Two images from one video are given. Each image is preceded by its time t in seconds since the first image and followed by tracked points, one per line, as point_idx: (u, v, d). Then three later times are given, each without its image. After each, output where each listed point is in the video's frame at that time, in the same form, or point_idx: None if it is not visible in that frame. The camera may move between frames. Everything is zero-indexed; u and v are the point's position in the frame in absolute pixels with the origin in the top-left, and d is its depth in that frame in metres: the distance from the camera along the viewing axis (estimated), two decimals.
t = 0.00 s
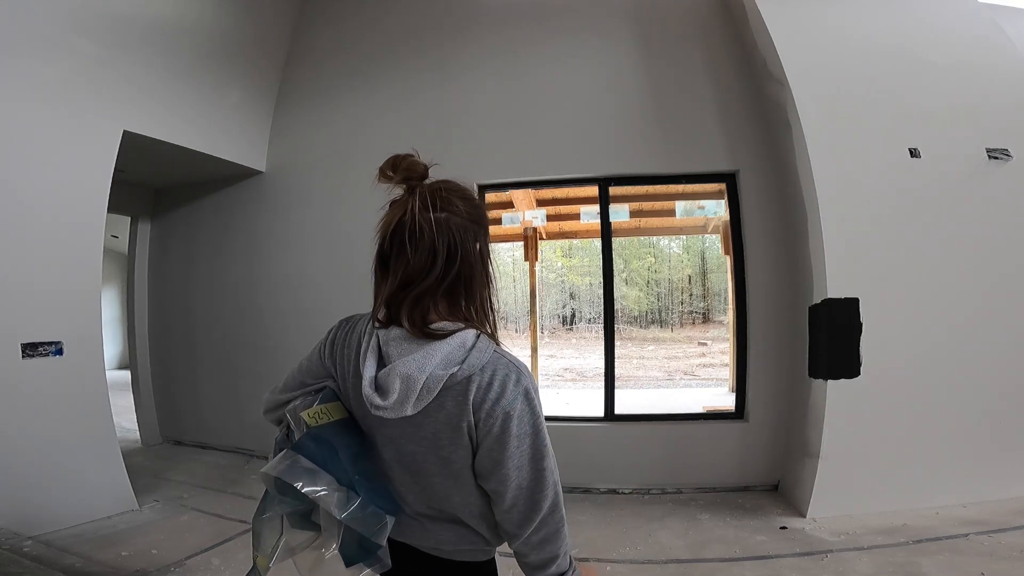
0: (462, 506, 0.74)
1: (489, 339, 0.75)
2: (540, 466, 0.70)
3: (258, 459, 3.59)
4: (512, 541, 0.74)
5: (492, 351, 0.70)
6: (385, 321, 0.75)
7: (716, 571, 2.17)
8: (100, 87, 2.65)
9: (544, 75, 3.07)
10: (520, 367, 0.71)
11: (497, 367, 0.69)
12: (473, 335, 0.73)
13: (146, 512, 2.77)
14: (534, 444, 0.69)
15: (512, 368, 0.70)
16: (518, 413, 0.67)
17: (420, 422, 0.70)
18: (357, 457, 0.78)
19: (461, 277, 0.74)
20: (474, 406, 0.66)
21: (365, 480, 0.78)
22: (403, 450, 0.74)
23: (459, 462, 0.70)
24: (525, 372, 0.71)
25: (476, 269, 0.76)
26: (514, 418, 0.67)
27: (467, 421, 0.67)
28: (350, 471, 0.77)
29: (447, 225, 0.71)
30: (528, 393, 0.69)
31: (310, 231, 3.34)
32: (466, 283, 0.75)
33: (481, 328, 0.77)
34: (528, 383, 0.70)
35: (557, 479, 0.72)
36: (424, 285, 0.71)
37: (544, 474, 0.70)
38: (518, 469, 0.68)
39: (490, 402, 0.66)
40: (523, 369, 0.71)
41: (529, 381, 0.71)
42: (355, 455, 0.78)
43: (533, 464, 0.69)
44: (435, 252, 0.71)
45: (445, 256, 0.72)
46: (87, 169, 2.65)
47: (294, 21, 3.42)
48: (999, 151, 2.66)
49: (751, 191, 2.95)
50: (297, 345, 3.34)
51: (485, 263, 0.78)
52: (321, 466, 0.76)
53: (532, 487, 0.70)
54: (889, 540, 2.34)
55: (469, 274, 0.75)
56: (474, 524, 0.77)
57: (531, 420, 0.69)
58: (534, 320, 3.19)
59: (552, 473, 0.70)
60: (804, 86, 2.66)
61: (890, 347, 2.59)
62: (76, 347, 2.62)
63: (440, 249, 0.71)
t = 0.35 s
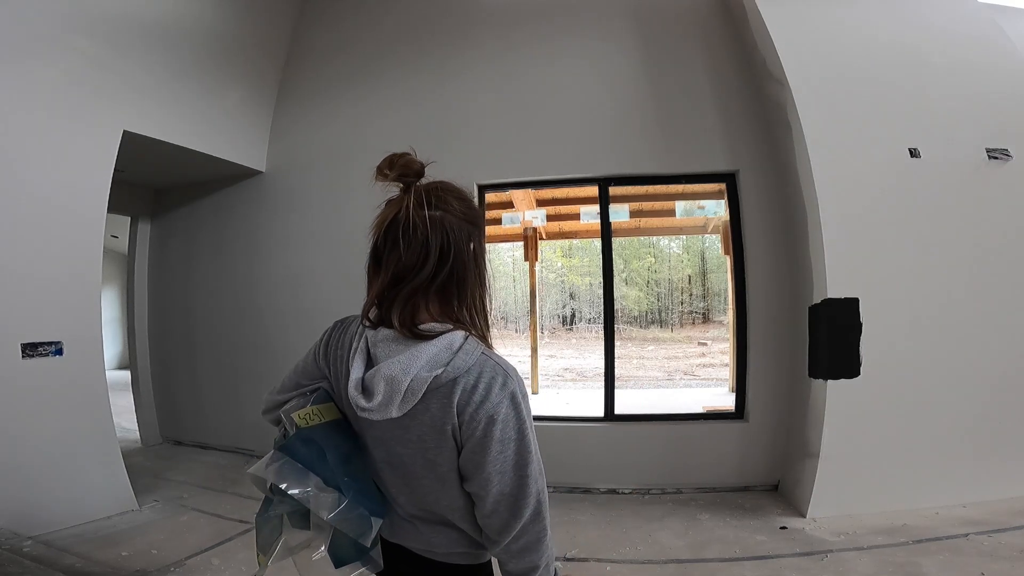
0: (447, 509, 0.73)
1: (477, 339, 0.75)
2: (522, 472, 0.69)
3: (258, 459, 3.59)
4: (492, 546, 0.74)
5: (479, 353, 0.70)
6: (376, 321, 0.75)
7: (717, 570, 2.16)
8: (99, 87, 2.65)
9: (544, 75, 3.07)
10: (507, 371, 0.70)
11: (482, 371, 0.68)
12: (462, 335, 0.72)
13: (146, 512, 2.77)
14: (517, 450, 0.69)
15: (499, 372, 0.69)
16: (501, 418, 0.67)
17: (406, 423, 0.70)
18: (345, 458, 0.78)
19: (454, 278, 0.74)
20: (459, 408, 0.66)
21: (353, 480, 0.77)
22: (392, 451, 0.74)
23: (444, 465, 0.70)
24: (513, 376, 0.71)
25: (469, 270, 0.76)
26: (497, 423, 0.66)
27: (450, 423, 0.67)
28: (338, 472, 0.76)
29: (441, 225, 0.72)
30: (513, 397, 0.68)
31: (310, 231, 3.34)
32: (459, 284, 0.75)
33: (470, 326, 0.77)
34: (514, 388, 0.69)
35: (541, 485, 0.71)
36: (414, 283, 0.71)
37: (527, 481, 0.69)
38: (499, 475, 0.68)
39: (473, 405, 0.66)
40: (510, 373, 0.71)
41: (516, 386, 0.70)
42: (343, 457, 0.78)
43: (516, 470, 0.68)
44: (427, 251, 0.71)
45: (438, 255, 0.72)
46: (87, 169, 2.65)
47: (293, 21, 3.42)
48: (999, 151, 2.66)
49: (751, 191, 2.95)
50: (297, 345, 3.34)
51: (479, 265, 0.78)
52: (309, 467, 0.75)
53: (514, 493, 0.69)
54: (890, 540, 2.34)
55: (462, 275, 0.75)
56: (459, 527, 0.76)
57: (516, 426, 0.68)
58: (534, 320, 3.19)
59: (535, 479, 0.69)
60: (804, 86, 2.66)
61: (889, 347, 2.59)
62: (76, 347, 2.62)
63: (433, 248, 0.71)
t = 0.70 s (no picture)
0: (422, 513, 0.70)
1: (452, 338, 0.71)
2: (496, 476, 0.63)
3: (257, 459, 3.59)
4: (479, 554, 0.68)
5: (448, 348, 0.66)
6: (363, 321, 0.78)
7: (716, 570, 2.17)
8: (99, 87, 2.65)
9: (544, 75, 3.07)
10: (478, 368, 0.66)
11: (448, 367, 0.64)
12: (432, 331, 0.68)
13: (146, 512, 2.77)
14: (489, 452, 0.63)
15: (466, 369, 0.65)
16: (467, 418, 0.62)
17: (373, 422, 0.68)
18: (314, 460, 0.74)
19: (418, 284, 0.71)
20: (424, 406, 0.63)
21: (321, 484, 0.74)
22: (364, 451, 0.71)
23: (413, 466, 0.67)
24: (486, 373, 0.66)
25: (436, 276, 0.71)
26: (462, 422, 0.61)
27: (414, 422, 0.64)
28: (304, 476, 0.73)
29: (399, 230, 0.70)
30: (481, 395, 0.63)
31: (310, 231, 3.34)
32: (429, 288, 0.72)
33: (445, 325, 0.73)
34: (485, 385, 0.64)
35: (521, 490, 0.65)
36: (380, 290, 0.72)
37: (502, 485, 0.63)
38: (469, 479, 0.62)
39: (438, 404, 0.62)
40: (482, 370, 0.66)
41: (488, 382, 0.65)
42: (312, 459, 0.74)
43: (489, 474, 0.63)
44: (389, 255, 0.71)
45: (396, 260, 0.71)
46: (87, 169, 2.66)
47: (294, 21, 3.42)
48: (999, 151, 2.66)
49: (751, 191, 2.95)
50: (297, 345, 3.35)
51: (452, 270, 0.72)
52: (275, 464, 0.73)
53: (491, 498, 0.63)
54: (889, 540, 2.34)
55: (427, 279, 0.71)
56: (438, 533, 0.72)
57: (486, 426, 0.63)
58: (534, 320, 3.19)
59: (510, 483, 0.63)
60: (803, 86, 2.66)
61: (889, 347, 2.59)
62: (76, 347, 2.63)
63: (392, 252, 0.71)
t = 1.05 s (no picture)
0: (367, 519, 0.68)
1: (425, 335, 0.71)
2: (427, 490, 0.58)
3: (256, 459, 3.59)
4: None
5: (403, 350, 0.63)
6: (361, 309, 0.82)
7: (717, 570, 2.17)
8: (99, 87, 2.65)
9: (544, 75, 3.07)
10: (428, 373, 0.62)
11: (393, 368, 0.62)
12: (394, 328, 0.67)
13: (146, 513, 2.77)
14: (424, 464, 0.59)
15: (412, 372, 0.61)
16: (400, 423, 0.58)
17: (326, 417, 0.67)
18: (276, 455, 0.77)
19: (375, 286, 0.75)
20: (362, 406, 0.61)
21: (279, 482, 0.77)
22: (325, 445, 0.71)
23: (356, 468, 0.64)
24: (436, 379, 0.62)
25: (389, 282, 0.74)
26: (393, 427, 0.58)
27: (352, 422, 0.62)
28: (265, 472, 0.77)
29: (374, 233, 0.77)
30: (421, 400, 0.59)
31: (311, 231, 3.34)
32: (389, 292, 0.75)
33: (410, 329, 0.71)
34: (430, 391, 0.60)
35: (454, 510, 0.59)
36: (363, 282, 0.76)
37: (432, 501, 0.59)
38: (399, 489, 0.59)
39: (377, 404, 0.60)
40: (432, 375, 0.62)
41: (437, 389, 0.61)
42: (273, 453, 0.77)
43: (419, 487, 0.59)
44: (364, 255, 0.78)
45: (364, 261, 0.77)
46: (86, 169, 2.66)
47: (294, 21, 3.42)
48: (999, 151, 2.66)
49: (751, 191, 2.95)
50: (297, 345, 3.35)
51: (399, 279, 0.73)
52: (241, 444, 0.76)
53: (419, 518, 0.59)
54: (890, 540, 2.34)
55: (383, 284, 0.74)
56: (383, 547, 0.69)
57: (422, 435, 0.59)
58: (534, 320, 3.19)
59: (441, 499, 0.58)
60: (803, 86, 2.66)
61: (889, 348, 2.59)
62: (76, 347, 2.63)
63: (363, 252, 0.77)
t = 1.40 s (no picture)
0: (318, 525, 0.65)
1: (384, 343, 0.64)
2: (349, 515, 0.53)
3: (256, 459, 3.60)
4: None
5: (345, 358, 0.58)
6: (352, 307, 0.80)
7: (717, 570, 2.17)
8: (99, 87, 2.65)
9: (544, 75, 3.07)
10: (366, 387, 0.56)
11: (330, 377, 0.56)
12: (354, 334, 0.62)
13: (146, 513, 2.77)
14: (347, 487, 0.53)
15: (348, 383, 0.55)
16: (323, 439, 0.53)
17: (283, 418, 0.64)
18: (255, 456, 0.76)
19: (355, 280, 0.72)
20: (298, 414, 0.57)
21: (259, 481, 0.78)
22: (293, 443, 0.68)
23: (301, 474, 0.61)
24: (375, 394, 0.55)
25: (370, 277, 0.71)
26: (316, 442, 0.53)
27: (291, 427, 0.58)
28: (244, 473, 0.77)
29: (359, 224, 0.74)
30: (350, 417, 0.53)
31: (311, 231, 3.35)
32: (370, 288, 0.72)
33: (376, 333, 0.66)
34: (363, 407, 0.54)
35: (378, 541, 0.53)
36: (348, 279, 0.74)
37: (353, 528, 0.53)
38: (321, 508, 0.54)
39: (308, 412, 0.55)
40: (372, 389, 0.56)
41: (372, 405, 0.55)
42: (251, 455, 0.76)
43: (340, 510, 0.53)
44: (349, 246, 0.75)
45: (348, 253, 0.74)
46: (86, 169, 2.65)
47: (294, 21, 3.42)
48: (998, 151, 2.66)
49: (751, 191, 2.95)
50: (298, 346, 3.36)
51: (377, 273, 0.69)
52: (221, 441, 0.76)
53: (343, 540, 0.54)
54: (889, 540, 2.34)
55: (362, 278, 0.71)
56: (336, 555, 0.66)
57: (345, 455, 0.53)
58: (534, 320, 3.19)
59: (362, 528, 0.52)
60: (804, 86, 2.66)
61: (889, 348, 2.60)
62: (76, 347, 2.62)
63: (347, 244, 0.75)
